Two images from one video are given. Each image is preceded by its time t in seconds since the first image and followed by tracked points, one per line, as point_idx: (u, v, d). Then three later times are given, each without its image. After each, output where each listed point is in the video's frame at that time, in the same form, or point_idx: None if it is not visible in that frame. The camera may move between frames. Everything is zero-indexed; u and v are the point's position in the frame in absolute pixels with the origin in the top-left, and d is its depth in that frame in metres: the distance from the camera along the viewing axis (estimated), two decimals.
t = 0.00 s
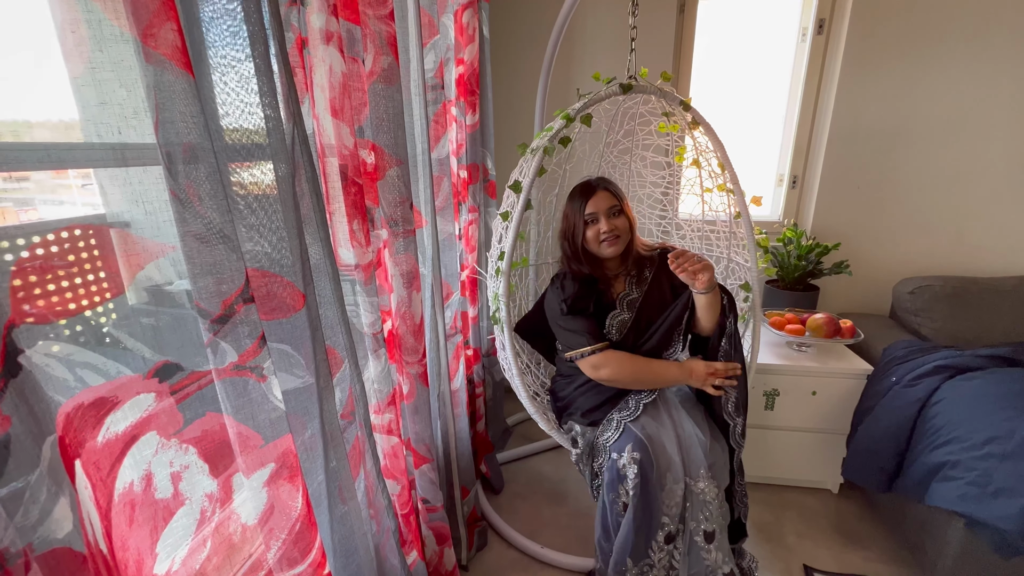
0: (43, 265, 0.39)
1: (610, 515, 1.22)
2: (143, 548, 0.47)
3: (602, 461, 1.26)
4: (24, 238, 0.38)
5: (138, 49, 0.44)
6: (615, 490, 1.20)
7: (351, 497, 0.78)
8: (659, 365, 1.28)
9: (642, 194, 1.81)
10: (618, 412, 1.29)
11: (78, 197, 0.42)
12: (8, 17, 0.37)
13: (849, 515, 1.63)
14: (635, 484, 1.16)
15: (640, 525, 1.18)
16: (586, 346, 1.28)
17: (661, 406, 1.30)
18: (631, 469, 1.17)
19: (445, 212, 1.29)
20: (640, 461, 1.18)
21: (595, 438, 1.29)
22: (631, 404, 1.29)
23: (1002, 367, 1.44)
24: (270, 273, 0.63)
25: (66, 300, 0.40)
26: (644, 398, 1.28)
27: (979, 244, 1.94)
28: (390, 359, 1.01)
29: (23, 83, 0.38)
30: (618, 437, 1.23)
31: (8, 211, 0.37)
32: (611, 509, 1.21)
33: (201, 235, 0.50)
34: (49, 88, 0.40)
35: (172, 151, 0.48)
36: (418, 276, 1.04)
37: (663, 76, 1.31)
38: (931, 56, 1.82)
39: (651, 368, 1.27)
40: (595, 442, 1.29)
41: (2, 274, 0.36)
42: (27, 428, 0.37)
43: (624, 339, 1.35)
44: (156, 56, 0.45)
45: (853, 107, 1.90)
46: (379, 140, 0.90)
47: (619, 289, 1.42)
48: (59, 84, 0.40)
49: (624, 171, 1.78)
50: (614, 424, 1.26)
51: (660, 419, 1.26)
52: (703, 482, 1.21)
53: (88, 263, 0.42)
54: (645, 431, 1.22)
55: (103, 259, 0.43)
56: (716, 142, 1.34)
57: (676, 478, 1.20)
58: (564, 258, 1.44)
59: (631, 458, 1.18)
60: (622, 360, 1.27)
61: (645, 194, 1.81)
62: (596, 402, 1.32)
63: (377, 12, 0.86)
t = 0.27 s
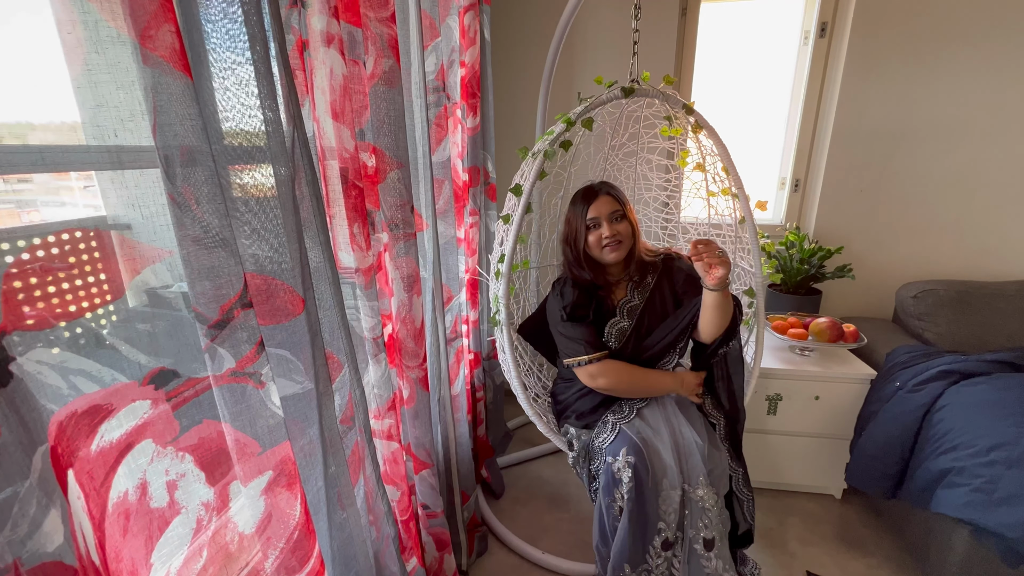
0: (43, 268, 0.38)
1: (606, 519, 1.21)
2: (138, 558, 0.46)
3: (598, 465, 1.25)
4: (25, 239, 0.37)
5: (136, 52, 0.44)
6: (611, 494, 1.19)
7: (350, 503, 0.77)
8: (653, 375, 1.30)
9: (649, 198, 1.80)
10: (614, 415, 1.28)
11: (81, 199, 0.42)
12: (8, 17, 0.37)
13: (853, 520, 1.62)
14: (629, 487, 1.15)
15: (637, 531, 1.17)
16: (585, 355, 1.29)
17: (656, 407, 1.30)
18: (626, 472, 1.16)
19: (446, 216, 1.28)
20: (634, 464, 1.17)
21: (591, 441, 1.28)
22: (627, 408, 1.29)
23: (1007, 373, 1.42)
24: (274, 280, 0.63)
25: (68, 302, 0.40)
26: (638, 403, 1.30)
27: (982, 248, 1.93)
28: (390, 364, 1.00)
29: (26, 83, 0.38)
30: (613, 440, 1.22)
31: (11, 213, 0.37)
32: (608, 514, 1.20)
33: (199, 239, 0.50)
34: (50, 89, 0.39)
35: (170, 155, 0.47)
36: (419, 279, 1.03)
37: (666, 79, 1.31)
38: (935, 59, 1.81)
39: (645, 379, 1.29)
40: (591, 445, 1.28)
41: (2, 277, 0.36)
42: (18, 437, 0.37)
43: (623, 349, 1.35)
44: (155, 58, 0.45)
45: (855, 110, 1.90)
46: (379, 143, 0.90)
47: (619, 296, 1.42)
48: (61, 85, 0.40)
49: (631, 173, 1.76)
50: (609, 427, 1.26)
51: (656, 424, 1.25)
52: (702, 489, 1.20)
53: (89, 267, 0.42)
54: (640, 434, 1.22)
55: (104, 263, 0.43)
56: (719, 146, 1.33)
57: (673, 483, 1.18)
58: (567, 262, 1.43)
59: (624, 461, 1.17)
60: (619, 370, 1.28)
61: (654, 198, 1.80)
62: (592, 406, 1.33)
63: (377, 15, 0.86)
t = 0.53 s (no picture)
0: (46, 268, 0.39)
1: (606, 523, 1.19)
2: (125, 571, 0.45)
3: (597, 468, 1.23)
4: (24, 240, 0.37)
5: (127, 47, 0.42)
6: (611, 497, 1.17)
7: (348, 510, 0.76)
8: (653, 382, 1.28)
9: (649, 198, 1.78)
10: (613, 417, 1.27)
11: (86, 200, 0.42)
12: (9, 21, 0.37)
13: (860, 528, 1.59)
14: (630, 491, 1.13)
15: (637, 535, 1.15)
16: (583, 358, 1.26)
17: (653, 408, 1.29)
18: (625, 475, 1.14)
19: (448, 217, 1.27)
20: (634, 467, 1.15)
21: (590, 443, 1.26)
22: (627, 410, 1.27)
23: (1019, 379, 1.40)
24: (272, 285, 0.61)
25: (69, 300, 0.40)
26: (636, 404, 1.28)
27: (992, 252, 1.91)
28: (390, 368, 0.98)
29: (31, 86, 0.38)
30: (612, 442, 1.21)
31: (18, 213, 0.37)
32: (608, 517, 1.18)
33: (192, 241, 0.48)
34: (55, 92, 0.39)
35: (162, 154, 0.45)
36: (420, 282, 1.02)
37: (669, 79, 1.29)
38: (944, 59, 1.79)
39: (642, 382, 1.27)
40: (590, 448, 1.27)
41: (4, 278, 0.36)
42: None
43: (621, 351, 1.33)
44: (145, 54, 0.43)
45: (863, 111, 1.87)
46: (380, 143, 0.88)
47: (618, 297, 1.40)
48: (64, 87, 0.40)
49: (631, 174, 1.74)
50: (609, 429, 1.24)
51: (656, 427, 1.23)
52: (703, 493, 1.18)
53: (91, 267, 0.42)
54: (640, 437, 1.20)
55: (106, 265, 0.43)
56: (722, 147, 1.32)
57: (674, 487, 1.16)
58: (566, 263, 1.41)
59: (624, 464, 1.15)
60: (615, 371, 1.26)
61: (653, 198, 1.78)
62: (590, 409, 1.31)
63: (378, 13, 0.84)
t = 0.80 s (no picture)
0: (53, 271, 0.39)
1: (608, 530, 1.16)
2: None
3: (598, 473, 1.21)
4: (32, 242, 0.38)
5: (116, 45, 0.41)
6: (613, 503, 1.14)
7: (345, 520, 0.74)
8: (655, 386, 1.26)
9: (645, 200, 1.76)
10: (614, 421, 1.24)
11: (97, 202, 0.42)
12: (16, 23, 0.37)
13: (872, 540, 1.56)
14: (632, 497, 1.11)
15: (640, 543, 1.12)
16: (585, 362, 1.23)
17: (654, 412, 1.26)
18: (628, 481, 1.11)
19: (451, 221, 1.25)
20: (636, 473, 1.12)
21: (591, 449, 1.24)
22: (628, 414, 1.25)
23: None
24: (265, 290, 0.60)
25: (76, 301, 0.40)
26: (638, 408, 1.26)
27: (1008, 257, 1.86)
28: (390, 374, 0.96)
29: (46, 89, 0.39)
30: (613, 448, 1.18)
31: (32, 216, 0.38)
32: (610, 525, 1.15)
33: (184, 247, 0.47)
34: (68, 96, 0.40)
35: (152, 156, 0.44)
36: (421, 286, 1.00)
37: (675, 82, 1.27)
38: (958, 60, 1.75)
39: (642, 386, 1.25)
40: (591, 453, 1.24)
41: (11, 282, 0.37)
42: None
43: (624, 354, 1.30)
44: (134, 54, 0.42)
45: (874, 114, 1.84)
46: (381, 145, 0.87)
47: (620, 299, 1.36)
48: (75, 91, 0.41)
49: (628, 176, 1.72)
50: (610, 433, 1.21)
51: (657, 432, 1.21)
52: (705, 498, 1.15)
53: (98, 269, 0.42)
54: (641, 441, 1.17)
55: (113, 265, 0.43)
56: (726, 150, 1.30)
57: (676, 492, 1.14)
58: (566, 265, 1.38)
59: (626, 470, 1.12)
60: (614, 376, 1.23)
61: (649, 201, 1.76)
62: (591, 413, 1.28)
63: (379, 13, 0.83)
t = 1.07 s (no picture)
0: (55, 274, 0.41)
1: (605, 542, 1.13)
2: None
3: (595, 483, 1.19)
4: (36, 243, 0.39)
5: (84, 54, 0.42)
6: (611, 514, 1.12)
7: (335, 535, 0.72)
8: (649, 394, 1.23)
9: (640, 205, 1.74)
10: (611, 429, 1.22)
11: (107, 202, 0.44)
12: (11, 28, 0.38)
13: (878, 554, 1.52)
14: (629, 508, 1.08)
15: (638, 555, 1.09)
16: (581, 369, 1.21)
17: (652, 421, 1.24)
18: (625, 491, 1.09)
19: (448, 227, 1.23)
20: (634, 483, 1.10)
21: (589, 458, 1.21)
22: (626, 423, 1.22)
23: None
24: (254, 305, 0.59)
25: (72, 298, 0.42)
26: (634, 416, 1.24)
27: (1018, 265, 1.83)
28: (383, 384, 0.95)
29: (52, 93, 0.40)
30: (611, 457, 1.16)
31: (43, 216, 0.40)
32: (607, 535, 1.12)
33: (161, 260, 0.46)
34: (70, 97, 0.42)
35: (126, 168, 0.44)
36: (415, 295, 0.98)
37: (674, 87, 1.25)
38: (967, 65, 1.72)
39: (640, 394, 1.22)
40: (588, 462, 1.22)
41: (14, 284, 0.38)
42: None
43: (620, 360, 1.28)
44: (105, 64, 0.42)
45: (880, 119, 1.81)
46: (373, 152, 0.85)
47: (615, 305, 1.35)
48: (77, 93, 0.42)
49: (623, 181, 1.70)
50: (607, 442, 1.19)
51: (654, 440, 1.18)
52: (703, 508, 1.13)
53: (100, 272, 0.44)
54: (639, 451, 1.15)
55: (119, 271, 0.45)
56: (723, 156, 1.28)
57: (675, 503, 1.11)
58: (564, 269, 1.36)
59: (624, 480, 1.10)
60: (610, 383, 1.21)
61: (643, 206, 1.74)
62: (587, 422, 1.26)
63: (372, 19, 0.82)
